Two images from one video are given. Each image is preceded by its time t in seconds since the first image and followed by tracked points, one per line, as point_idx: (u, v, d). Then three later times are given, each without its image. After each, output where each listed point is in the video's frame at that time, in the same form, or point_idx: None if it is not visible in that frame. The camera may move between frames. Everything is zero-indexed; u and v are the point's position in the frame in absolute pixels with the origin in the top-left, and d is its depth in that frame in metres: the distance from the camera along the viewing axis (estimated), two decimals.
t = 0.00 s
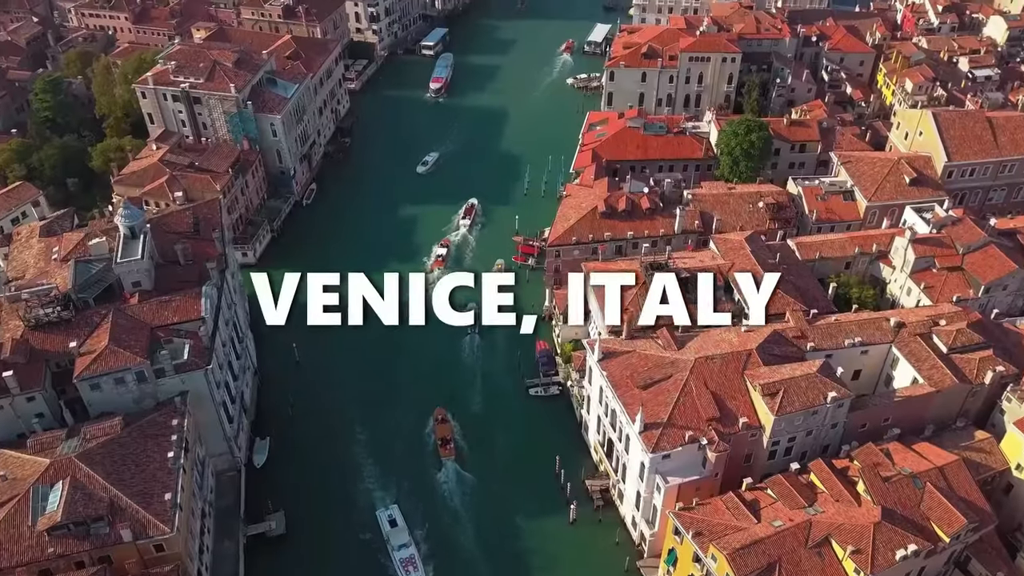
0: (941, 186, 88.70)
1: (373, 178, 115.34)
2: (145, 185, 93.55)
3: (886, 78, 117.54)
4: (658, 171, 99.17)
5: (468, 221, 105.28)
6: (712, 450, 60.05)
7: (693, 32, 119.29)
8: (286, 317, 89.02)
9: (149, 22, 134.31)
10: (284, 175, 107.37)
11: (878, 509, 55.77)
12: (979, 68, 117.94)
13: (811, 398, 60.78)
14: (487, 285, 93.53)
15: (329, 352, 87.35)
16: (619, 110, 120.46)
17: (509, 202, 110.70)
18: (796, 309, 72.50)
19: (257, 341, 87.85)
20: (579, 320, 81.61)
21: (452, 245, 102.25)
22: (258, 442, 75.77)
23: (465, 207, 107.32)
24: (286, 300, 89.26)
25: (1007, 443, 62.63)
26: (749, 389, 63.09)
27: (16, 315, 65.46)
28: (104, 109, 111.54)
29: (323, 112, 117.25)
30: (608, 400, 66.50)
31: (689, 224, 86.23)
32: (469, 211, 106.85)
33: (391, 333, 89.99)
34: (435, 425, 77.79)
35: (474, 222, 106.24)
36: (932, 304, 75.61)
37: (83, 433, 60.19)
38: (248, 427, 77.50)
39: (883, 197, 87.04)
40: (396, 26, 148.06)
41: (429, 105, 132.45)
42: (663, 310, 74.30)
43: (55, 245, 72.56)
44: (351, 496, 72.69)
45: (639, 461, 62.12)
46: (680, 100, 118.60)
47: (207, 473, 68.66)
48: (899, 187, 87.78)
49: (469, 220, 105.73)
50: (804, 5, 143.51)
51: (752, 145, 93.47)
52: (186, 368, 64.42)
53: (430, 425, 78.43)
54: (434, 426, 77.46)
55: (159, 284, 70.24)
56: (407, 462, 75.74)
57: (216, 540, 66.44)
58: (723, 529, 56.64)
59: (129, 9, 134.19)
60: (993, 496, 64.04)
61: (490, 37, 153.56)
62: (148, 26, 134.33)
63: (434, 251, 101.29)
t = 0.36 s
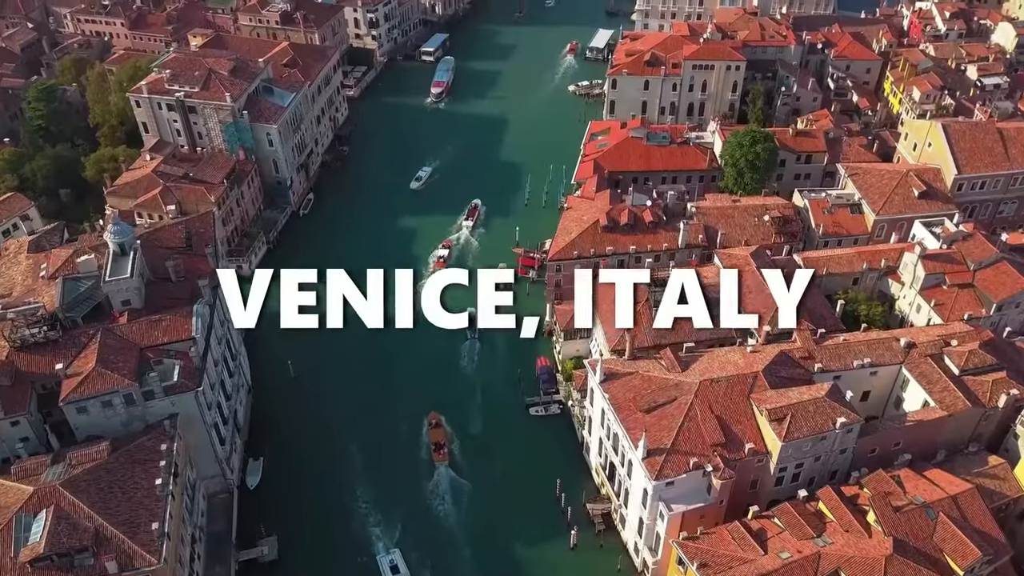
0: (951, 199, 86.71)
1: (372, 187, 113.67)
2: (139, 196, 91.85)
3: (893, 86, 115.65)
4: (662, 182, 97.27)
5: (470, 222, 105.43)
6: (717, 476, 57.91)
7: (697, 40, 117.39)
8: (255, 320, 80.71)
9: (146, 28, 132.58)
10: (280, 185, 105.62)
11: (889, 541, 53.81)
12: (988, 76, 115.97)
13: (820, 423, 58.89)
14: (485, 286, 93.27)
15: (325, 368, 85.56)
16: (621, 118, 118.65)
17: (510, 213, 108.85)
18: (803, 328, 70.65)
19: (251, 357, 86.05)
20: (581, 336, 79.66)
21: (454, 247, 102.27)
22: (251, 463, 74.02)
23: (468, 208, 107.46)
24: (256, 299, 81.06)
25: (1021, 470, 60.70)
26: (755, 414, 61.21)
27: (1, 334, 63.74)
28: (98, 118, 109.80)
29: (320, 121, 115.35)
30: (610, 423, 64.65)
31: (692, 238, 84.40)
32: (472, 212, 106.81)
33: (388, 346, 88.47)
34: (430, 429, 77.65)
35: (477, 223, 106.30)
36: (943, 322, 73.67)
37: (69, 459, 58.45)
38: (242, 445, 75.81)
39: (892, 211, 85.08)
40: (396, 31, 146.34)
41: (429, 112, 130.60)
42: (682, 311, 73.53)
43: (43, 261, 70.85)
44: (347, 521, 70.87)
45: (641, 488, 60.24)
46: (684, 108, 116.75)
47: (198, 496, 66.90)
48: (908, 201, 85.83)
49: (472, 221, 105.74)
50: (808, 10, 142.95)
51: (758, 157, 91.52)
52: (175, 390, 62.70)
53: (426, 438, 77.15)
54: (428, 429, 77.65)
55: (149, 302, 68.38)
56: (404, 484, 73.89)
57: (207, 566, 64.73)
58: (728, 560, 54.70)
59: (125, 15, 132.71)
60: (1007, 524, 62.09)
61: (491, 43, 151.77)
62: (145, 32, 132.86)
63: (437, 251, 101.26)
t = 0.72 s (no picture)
0: (961, 212, 84.75)
1: (371, 195, 112.26)
2: (132, 207, 90.04)
3: (900, 94, 113.79)
4: (665, 193, 95.54)
5: (473, 224, 105.27)
6: (722, 504, 56.00)
7: (700, 47, 115.59)
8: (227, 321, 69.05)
9: (143, 34, 131.20)
10: (277, 195, 104.03)
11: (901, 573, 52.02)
12: (996, 83, 114.06)
13: (828, 449, 57.17)
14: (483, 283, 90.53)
15: (320, 385, 83.92)
16: (623, 126, 116.87)
17: (510, 223, 107.13)
18: (810, 347, 68.99)
19: (245, 373, 84.34)
20: (582, 353, 77.96)
21: (456, 249, 101.86)
22: (245, 483, 72.38)
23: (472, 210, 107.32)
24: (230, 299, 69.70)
25: None
26: (761, 438, 59.48)
27: None
28: (93, 126, 108.19)
29: (318, 128, 113.71)
30: (612, 445, 62.91)
31: (696, 252, 82.51)
32: (475, 214, 106.64)
33: (386, 355, 87.55)
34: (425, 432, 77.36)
35: (479, 225, 106.15)
36: (954, 340, 71.79)
37: (55, 484, 56.82)
38: (235, 464, 74.30)
39: (900, 224, 83.20)
40: (395, 37, 144.71)
41: (429, 120, 128.98)
42: (699, 312, 72.33)
43: (31, 277, 69.32)
44: (342, 545, 69.34)
45: (644, 514, 58.50)
46: (687, 116, 114.99)
47: (189, 519, 65.25)
48: (916, 214, 83.92)
49: (475, 223, 105.74)
50: (813, 16, 142.50)
51: (763, 168, 89.74)
52: (166, 412, 61.03)
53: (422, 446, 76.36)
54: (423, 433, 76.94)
55: (140, 320, 66.69)
56: (401, 506, 72.33)
57: None
58: None
59: (122, 20, 131.23)
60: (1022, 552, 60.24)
61: (492, 49, 150.08)
62: (141, 38, 131.34)
63: (439, 252, 101.08)
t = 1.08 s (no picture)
0: (971, 226, 82.82)
1: (370, 205, 110.66)
2: (125, 219, 88.69)
3: (907, 102, 111.93)
4: (667, 205, 93.72)
5: (476, 225, 105.08)
6: (726, 534, 54.21)
7: (704, 54, 113.72)
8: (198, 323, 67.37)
9: (138, 40, 129.71)
10: (273, 205, 102.28)
11: None
12: (1005, 91, 112.10)
13: (836, 477, 55.24)
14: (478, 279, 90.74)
15: (315, 401, 82.13)
16: (625, 135, 115.08)
17: (509, 234, 105.25)
18: (817, 368, 67.15)
19: (238, 390, 82.50)
20: (583, 371, 76.05)
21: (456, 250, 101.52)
22: (236, 505, 70.53)
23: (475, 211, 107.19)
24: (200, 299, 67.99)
25: None
26: (767, 465, 57.59)
27: None
28: (85, 135, 106.40)
29: (315, 137, 111.98)
30: (613, 471, 61.12)
31: (700, 267, 80.65)
32: (479, 215, 106.54)
33: (382, 362, 86.71)
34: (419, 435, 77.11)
35: (482, 227, 105.89)
36: (965, 361, 69.84)
37: (38, 513, 55.08)
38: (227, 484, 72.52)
39: (909, 238, 81.36)
40: (394, 42, 142.99)
41: (429, 127, 127.34)
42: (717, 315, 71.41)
43: (17, 295, 67.62)
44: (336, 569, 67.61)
45: (646, 543, 56.66)
46: (690, 125, 113.19)
47: (178, 544, 63.45)
48: (925, 228, 82.03)
49: (479, 225, 105.44)
50: (817, 21, 140.82)
51: (768, 180, 87.94)
52: (153, 437, 59.23)
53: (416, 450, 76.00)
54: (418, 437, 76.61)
55: (128, 340, 64.93)
56: (396, 528, 70.55)
57: None
58: None
59: (117, 26, 129.72)
60: None
61: (492, 54, 148.29)
62: (137, 44, 129.79)
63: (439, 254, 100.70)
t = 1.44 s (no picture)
0: (981, 240, 80.82)
1: (368, 215, 108.89)
2: (115, 231, 86.91)
3: (914, 110, 109.93)
4: (670, 217, 91.71)
5: (480, 227, 105.10)
6: (732, 567, 52.15)
7: (707, 62, 111.74)
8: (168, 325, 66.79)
9: (133, 46, 128.14)
10: (268, 216, 100.32)
11: None
12: (1014, 100, 110.02)
13: (846, 508, 53.25)
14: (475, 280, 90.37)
15: (309, 420, 80.20)
16: (627, 143, 113.10)
17: (509, 245, 103.26)
18: (825, 391, 65.16)
19: (231, 409, 80.52)
20: (584, 391, 74.07)
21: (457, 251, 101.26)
22: (227, 529, 68.60)
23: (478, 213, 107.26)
24: (170, 301, 68.00)
25: None
26: (774, 494, 55.62)
27: None
28: (78, 144, 104.62)
29: (312, 145, 110.09)
30: (614, 497, 59.20)
31: (703, 283, 78.68)
32: (482, 217, 106.76)
33: (377, 375, 85.17)
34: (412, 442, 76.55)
35: (486, 228, 106.01)
36: (976, 382, 67.81)
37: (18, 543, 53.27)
38: (218, 507, 70.68)
39: (917, 253, 79.50)
40: (393, 48, 141.21)
41: (428, 135, 125.48)
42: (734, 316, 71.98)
43: (2, 314, 65.81)
44: None
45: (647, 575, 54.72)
46: (693, 133, 111.24)
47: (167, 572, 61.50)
48: (934, 243, 80.06)
49: (482, 227, 105.50)
50: (822, 27, 139.21)
51: (773, 193, 86.01)
52: (139, 463, 57.36)
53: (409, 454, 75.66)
54: (411, 443, 76.43)
55: (115, 361, 63.06)
56: (392, 553, 68.69)
57: None
58: None
59: (112, 32, 128.11)
60: None
61: (493, 60, 146.36)
62: (132, 50, 128.17)
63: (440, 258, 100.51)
